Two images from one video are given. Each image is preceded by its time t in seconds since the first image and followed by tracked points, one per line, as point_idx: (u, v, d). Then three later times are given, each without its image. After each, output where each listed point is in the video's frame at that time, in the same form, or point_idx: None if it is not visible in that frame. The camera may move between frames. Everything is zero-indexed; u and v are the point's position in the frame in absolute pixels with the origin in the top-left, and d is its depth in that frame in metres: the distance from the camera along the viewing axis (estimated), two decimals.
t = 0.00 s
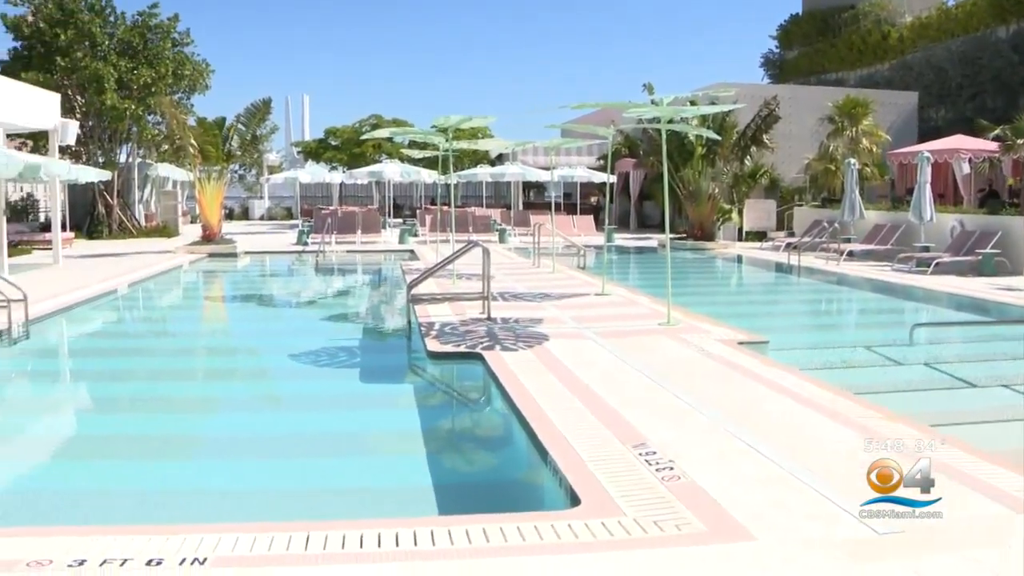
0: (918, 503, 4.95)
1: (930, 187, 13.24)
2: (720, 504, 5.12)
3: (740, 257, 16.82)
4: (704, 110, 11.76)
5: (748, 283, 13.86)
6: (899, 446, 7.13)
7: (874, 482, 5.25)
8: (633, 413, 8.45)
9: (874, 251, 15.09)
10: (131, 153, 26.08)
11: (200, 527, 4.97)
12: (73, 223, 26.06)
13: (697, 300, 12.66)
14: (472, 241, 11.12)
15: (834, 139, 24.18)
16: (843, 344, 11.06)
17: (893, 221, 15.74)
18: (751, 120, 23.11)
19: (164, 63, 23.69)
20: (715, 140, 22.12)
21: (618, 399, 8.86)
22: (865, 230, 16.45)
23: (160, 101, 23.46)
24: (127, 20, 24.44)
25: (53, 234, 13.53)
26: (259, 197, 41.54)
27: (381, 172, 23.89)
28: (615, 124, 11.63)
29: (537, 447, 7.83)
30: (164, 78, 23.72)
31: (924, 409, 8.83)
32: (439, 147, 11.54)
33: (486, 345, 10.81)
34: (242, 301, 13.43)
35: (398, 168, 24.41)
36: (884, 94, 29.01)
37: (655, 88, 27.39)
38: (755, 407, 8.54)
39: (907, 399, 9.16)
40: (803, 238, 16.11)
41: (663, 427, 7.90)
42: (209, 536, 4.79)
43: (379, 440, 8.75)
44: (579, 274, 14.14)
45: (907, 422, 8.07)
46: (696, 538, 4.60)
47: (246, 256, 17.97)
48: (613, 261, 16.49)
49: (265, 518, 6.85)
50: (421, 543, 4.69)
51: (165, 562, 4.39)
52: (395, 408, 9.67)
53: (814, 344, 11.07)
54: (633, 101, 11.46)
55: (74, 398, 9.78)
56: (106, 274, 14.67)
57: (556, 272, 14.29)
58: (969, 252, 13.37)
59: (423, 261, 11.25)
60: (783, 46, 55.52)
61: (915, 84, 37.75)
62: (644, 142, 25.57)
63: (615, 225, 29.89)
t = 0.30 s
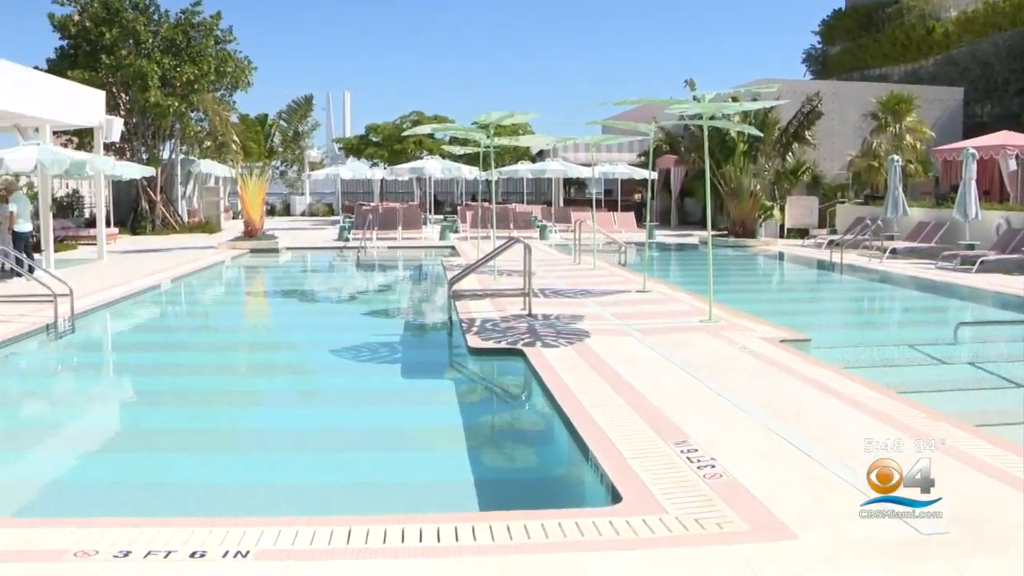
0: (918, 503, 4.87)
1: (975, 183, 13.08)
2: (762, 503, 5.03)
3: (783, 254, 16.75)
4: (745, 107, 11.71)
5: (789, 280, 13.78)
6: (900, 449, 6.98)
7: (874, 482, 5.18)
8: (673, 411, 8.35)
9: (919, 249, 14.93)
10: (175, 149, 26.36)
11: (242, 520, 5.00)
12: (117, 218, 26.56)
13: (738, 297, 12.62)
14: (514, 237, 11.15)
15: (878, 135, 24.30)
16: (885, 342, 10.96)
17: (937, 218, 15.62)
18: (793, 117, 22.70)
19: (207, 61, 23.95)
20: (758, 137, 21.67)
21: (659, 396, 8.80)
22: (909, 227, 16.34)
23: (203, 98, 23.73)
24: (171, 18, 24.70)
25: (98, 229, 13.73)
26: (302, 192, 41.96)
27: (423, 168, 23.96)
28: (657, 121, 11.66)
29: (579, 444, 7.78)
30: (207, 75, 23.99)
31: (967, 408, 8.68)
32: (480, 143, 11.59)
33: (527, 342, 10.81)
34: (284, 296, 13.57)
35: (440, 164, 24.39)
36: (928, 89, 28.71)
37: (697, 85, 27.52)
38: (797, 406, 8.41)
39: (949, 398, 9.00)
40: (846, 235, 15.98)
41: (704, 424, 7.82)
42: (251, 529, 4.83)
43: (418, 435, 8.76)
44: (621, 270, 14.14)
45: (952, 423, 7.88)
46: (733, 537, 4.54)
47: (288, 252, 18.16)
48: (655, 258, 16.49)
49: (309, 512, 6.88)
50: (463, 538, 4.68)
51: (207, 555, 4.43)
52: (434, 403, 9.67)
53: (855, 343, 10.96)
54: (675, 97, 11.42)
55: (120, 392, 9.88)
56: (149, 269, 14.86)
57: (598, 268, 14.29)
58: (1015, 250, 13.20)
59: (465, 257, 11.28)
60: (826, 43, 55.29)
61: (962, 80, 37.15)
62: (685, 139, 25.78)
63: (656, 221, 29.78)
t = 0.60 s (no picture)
0: (917, 503, 4.67)
1: (1023, 181, 12.88)
2: (805, 503, 4.89)
3: (824, 253, 16.67)
4: (788, 103, 11.57)
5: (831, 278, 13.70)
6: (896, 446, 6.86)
7: (875, 484, 4.99)
8: (715, 409, 8.25)
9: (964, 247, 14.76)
10: (216, 146, 26.64)
11: (283, 514, 5.02)
12: (160, 215, 26.72)
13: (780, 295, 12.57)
14: (554, 234, 11.16)
15: (922, 132, 24.11)
16: (928, 341, 10.84)
17: (983, 215, 15.43)
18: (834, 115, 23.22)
19: (248, 58, 24.07)
20: (800, 133, 22.42)
21: (697, 394, 8.75)
22: (954, 225, 16.19)
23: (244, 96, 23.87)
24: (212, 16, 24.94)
25: (142, 225, 13.94)
26: (342, 189, 42.37)
27: (464, 165, 23.97)
28: (697, 118, 11.56)
29: (619, 442, 7.72)
30: (249, 72, 24.13)
31: (1013, 408, 8.51)
32: (521, 140, 11.58)
33: (567, 338, 10.81)
34: (325, 292, 13.69)
35: (481, 161, 24.24)
36: (974, 85, 28.37)
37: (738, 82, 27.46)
38: (837, 405, 8.28)
39: (995, 398, 8.85)
40: (890, 233, 15.86)
41: (744, 423, 7.75)
42: (292, 523, 4.84)
43: (456, 430, 8.76)
44: (662, 268, 14.14)
45: (997, 424, 7.68)
46: (773, 536, 4.44)
47: (328, 248, 18.32)
48: (695, 255, 16.47)
49: (348, 505, 6.91)
50: (502, 535, 4.65)
51: (249, 548, 4.45)
52: (474, 399, 9.70)
53: (897, 341, 10.85)
54: (717, 93, 11.30)
55: (162, 386, 9.98)
56: (191, 265, 15.07)
57: (639, 266, 14.28)
58: None
59: (506, 254, 11.30)
60: (869, 38, 54.92)
61: (1008, 74, 37.38)
62: (726, 135, 25.79)
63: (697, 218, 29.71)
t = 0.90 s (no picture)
0: (918, 503, 4.12)
1: None
2: (847, 504, 4.73)
3: (865, 252, 16.59)
4: (828, 101, 11.44)
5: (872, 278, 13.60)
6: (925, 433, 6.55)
7: (875, 481, 4.12)
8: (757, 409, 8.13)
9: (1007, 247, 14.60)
10: (257, 143, 26.97)
11: (325, 509, 4.95)
12: (203, 211, 27.19)
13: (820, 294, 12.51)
14: (594, 231, 11.14)
15: (965, 129, 23.80)
16: (970, 341, 10.71)
17: None
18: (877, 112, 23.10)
19: (288, 56, 24.24)
20: (841, 132, 22.42)
21: (736, 393, 8.65)
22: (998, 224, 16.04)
23: (284, 94, 24.05)
24: (253, 16, 25.21)
25: (182, 222, 14.09)
26: (382, 186, 42.86)
27: (503, 162, 24.00)
28: (736, 115, 11.48)
29: (657, 441, 7.63)
30: (289, 70, 24.28)
31: None
32: (560, 137, 11.56)
33: (606, 336, 10.79)
34: (364, 289, 13.79)
35: (520, 158, 24.33)
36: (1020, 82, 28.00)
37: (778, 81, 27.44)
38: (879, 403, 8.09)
39: None
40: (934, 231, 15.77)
41: (783, 422, 7.63)
42: (332, 519, 4.75)
43: (493, 427, 8.72)
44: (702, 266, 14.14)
45: None
46: (815, 536, 4.29)
47: (368, 245, 18.49)
48: (735, 254, 16.47)
49: (385, 502, 6.89)
50: (543, 531, 4.53)
51: (290, 544, 4.38)
52: (514, 396, 9.66)
53: (939, 341, 10.74)
54: (757, 90, 11.16)
55: (201, 382, 10.02)
56: (232, 261, 15.25)
57: (679, 264, 14.27)
58: None
59: (545, 251, 11.30)
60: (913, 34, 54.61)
61: None
62: (767, 133, 25.71)
63: (736, 216, 29.69)
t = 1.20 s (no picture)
0: (919, 503, 4.29)
1: None
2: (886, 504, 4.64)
3: (903, 251, 16.46)
4: (866, 99, 11.31)
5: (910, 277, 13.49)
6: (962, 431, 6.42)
7: (876, 481, 4.42)
8: (794, 410, 8.04)
9: None
10: (293, 142, 27.07)
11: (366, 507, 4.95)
12: (238, 209, 27.51)
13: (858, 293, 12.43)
14: (631, 230, 11.11)
15: (1005, 127, 23.42)
16: (1008, 342, 10.58)
17: None
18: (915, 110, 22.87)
19: (324, 56, 24.39)
20: (879, 129, 22.07)
21: (774, 394, 8.58)
22: None
23: (321, 93, 24.17)
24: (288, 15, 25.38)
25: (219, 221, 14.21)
26: (417, 185, 43.10)
27: (538, 161, 23.90)
28: (773, 113, 11.39)
29: (694, 441, 7.58)
30: (325, 69, 24.46)
31: None
32: (595, 136, 11.52)
33: (642, 336, 10.77)
34: (399, 288, 13.85)
35: (555, 158, 24.42)
36: None
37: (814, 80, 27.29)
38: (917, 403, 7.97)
39: None
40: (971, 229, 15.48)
41: (821, 424, 7.55)
42: (370, 516, 4.75)
43: (528, 426, 8.73)
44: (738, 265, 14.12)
45: None
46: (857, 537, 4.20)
47: (403, 244, 18.58)
48: (771, 253, 16.42)
49: (424, 500, 6.91)
50: (580, 530, 4.48)
51: (326, 541, 4.37)
52: (548, 395, 9.65)
53: (978, 342, 10.62)
54: (794, 89, 11.07)
55: (239, 379, 10.09)
56: (268, 259, 15.40)
57: (715, 263, 14.25)
58: None
59: (581, 250, 11.27)
60: (951, 31, 53.99)
61: None
62: (803, 132, 25.58)
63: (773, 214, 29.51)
